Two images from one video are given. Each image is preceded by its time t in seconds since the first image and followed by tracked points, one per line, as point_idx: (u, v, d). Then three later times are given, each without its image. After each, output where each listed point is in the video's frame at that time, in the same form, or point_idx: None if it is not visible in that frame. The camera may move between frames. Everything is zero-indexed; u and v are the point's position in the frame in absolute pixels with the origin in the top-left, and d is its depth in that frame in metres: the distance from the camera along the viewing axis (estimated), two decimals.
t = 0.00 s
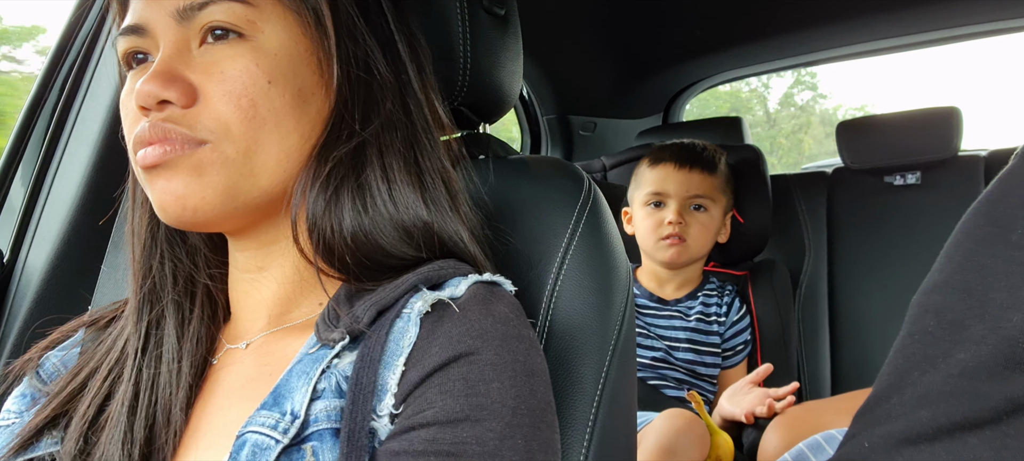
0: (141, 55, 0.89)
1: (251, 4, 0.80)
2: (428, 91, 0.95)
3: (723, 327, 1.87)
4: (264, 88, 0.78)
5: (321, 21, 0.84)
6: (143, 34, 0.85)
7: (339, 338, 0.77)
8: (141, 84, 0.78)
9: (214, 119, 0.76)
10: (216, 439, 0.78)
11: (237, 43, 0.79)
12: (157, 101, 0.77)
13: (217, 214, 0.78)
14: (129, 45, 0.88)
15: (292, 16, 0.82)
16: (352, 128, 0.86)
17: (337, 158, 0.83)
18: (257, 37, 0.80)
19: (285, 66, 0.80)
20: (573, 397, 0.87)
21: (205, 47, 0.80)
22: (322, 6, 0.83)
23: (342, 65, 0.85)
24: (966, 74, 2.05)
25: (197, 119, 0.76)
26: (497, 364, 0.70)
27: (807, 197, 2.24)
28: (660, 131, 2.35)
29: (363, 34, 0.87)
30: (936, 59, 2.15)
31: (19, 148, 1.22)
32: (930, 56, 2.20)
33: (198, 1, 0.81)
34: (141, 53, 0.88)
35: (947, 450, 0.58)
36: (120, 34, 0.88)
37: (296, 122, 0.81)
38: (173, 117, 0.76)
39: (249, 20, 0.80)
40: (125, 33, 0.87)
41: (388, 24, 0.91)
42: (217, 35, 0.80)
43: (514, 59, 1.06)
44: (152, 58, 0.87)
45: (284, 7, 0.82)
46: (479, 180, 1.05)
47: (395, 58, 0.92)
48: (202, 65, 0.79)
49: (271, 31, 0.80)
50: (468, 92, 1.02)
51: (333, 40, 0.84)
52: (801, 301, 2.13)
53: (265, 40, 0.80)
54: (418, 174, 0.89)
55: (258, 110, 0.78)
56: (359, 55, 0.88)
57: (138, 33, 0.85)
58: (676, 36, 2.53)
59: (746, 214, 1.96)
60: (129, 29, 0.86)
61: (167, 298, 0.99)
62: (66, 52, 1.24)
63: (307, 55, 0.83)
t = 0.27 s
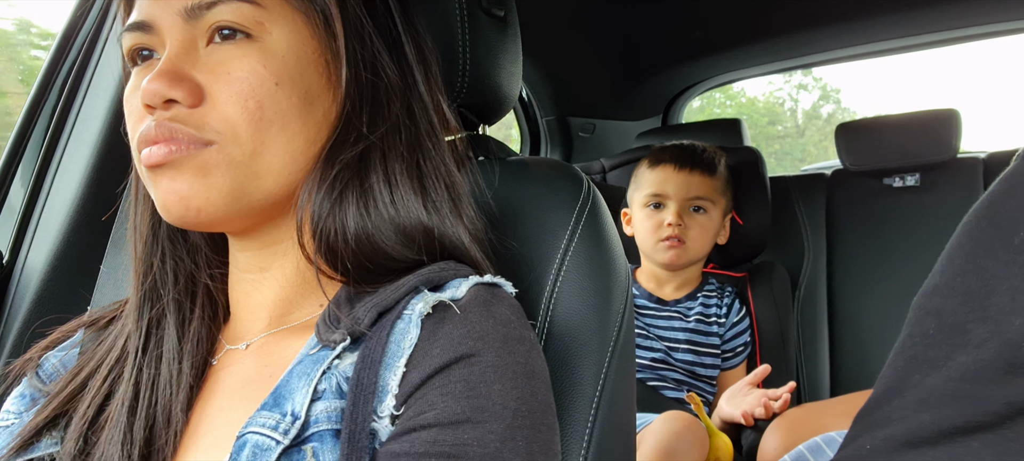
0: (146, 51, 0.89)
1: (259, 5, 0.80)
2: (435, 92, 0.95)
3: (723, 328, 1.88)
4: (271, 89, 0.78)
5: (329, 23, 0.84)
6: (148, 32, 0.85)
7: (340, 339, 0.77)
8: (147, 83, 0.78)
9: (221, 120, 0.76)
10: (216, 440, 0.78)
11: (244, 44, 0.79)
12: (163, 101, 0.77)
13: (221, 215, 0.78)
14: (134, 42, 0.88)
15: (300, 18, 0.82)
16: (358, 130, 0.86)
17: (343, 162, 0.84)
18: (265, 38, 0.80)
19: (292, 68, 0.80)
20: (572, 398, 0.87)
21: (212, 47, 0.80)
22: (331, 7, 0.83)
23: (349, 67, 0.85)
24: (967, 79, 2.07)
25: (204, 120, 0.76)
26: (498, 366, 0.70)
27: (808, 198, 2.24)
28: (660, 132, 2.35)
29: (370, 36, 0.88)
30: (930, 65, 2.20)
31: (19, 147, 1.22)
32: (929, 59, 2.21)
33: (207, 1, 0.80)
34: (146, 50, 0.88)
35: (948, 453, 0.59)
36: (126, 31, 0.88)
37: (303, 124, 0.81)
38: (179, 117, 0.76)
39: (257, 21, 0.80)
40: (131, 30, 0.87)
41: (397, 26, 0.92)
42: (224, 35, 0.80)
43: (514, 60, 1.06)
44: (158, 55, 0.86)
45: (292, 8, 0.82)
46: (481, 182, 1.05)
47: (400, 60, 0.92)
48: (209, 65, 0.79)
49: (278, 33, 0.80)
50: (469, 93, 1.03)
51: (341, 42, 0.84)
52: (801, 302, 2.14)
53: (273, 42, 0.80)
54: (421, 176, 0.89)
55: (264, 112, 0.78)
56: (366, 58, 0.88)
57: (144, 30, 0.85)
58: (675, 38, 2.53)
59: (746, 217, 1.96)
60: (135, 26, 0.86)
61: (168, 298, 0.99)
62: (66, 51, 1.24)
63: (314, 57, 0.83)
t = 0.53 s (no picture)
0: (147, 51, 0.89)
1: (261, 7, 0.80)
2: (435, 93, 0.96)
3: (723, 328, 1.88)
4: (274, 91, 0.78)
5: (331, 25, 0.84)
6: (150, 32, 0.85)
7: (341, 341, 0.77)
8: (149, 84, 0.77)
9: (224, 122, 0.76)
10: (217, 441, 0.78)
11: (247, 45, 0.79)
12: (165, 101, 0.77)
13: (222, 216, 0.78)
14: (136, 42, 0.87)
15: (303, 19, 0.82)
16: (360, 132, 0.86)
17: (345, 164, 0.84)
18: (267, 40, 0.80)
19: (295, 70, 0.80)
20: (572, 399, 0.87)
21: (214, 48, 0.80)
22: (334, 9, 0.84)
23: (352, 69, 0.85)
24: (967, 79, 2.07)
25: (206, 121, 0.76)
26: (499, 367, 0.70)
27: (807, 199, 2.24)
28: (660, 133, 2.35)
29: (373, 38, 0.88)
30: (930, 66, 2.20)
31: (18, 149, 1.22)
32: (928, 59, 2.21)
33: (209, 1, 0.80)
34: (147, 51, 0.88)
35: (950, 453, 0.59)
36: (127, 31, 0.88)
37: (305, 126, 0.81)
38: (182, 118, 0.76)
39: (260, 22, 0.80)
40: (133, 30, 0.87)
41: (398, 27, 0.92)
42: (227, 36, 0.80)
43: (514, 61, 1.06)
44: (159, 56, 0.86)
45: (295, 10, 0.82)
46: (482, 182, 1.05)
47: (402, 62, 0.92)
48: (211, 66, 0.79)
49: (281, 35, 0.80)
50: (469, 94, 1.03)
51: (343, 44, 0.84)
52: (801, 303, 2.14)
53: (275, 43, 0.80)
54: (422, 178, 0.89)
55: (267, 113, 0.77)
56: (368, 60, 0.88)
57: (146, 30, 0.85)
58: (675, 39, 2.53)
59: (746, 217, 1.96)
60: (137, 27, 0.86)
61: (169, 298, 0.99)
62: (65, 52, 1.24)
63: (317, 59, 0.82)
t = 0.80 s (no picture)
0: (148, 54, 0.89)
1: (264, 9, 0.80)
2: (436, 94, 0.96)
3: (722, 323, 1.89)
4: (276, 93, 0.78)
5: (333, 27, 0.84)
6: (152, 34, 0.84)
7: (342, 343, 0.77)
8: (151, 85, 0.77)
9: (226, 124, 0.76)
10: (218, 443, 0.78)
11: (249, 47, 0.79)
12: (167, 103, 0.77)
13: (224, 218, 0.78)
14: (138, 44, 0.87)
15: (305, 22, 0.82)
16: (362, 134, 0.86)
17: (347, 166, 0.84)
18: (269, 42, 0.80)
19: (297, 72, 0.80)
20: (573, 401, 0.87)
21: (216, 50, 0.80)
22: (336, 12, 0.84)
23: (353, 71, 0.85)
24: (967, 80, 2.06)
25: (208, 123, 0.76)
26: (500, 369, 0.70)
27: (808, 200, 2.24)
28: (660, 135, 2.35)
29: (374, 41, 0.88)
30: (932, 67, 2.18)
31: (19, 152, 1.22)
32: (929, 60, 2.21)
33: (211, 4, 0.80)
34: (149, 53, 0.88)
35: (953, 455, 0.58)
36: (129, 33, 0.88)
37: (306, 128, 0.81)
38: (183, 120, 0.76)
39: (262, 25, 0.80)
40: (134, 32, 0.87)
41: (399, 30, 0.92)
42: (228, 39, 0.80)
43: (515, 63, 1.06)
44: (161, 59, 0.86)
45: (297, 13, 0.82)
46: (483, 184, 1.05)
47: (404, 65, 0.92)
48: (213, 68, 0.79)
49: (283, 37, 0.80)
50: (469, 96, 1.03)
51: (345, 46, 0.84)
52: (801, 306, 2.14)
53: (277, 46, 0.80)
54: (423, 180, 0.89)
55: (268, 115, 0.77)
56: (370, 62, 0.88)
57: (147, 32, 0.85)
58: (675, 41, 2.53)
59: (746, 218, 1.97)
60: (139, 29, 0.85)
61: (170, 300, 0.99)
62: (66, 55, 1.24)
63: (319, 61, 0.82)
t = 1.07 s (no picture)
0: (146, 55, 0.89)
1: (260, 8, 0.80)
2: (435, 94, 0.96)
3: (720, 315, 1.87)
4: (274, 92, 0.78)
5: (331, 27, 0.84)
6: (150, 34, 0.85)
7: (341, 342, 0.77)
8: (149, 86, 0.77)
9: (223, 124, 0.76)
10: (217, 442, 0.78)
11: (246, 47, 0.79)
12: (165, 103, 0.77)
13: (222, 219, 0.78)
14: (137, 45, 0.87)
15: (303, 22, 0.82)
16: (360, 133, 0.86)
17: (343, 164, 0.84)
18: (267, 42, 0.80)
19: (294, 71, 0.80)
20: (573, 400, 0.87)
21: (213, 50, 0.80)
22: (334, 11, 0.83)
23: (352, 71, 0.85)
24: (968, 79, 2.07)
25: (206, 123, 0.76)
26: (499, 368, 0.70)
27: (807, 199, 2.24)
28: (660, 133, 2.35)
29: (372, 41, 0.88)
30: (929, 65, 2.19)
31: (19, 151, 1.22)
32: (928, 59, 2.21)
33: (208, 4, 0.80)
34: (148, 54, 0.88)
35: (953, 454, 0.59)
36: (127, 35, 0.88)
37: (304, 128, 0.81)
38: (182, 120, 0.76)
39: (259, 24, 0.80)
40: (133, 33, 0.87)
41: (398, 30, 0.92)
42: (225, 39, 0.80)
43: (515, 61, 1.06)
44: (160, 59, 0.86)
45: (295, 13, 0.81)
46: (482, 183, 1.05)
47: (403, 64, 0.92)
48: (211, 68, 0.79)
49: (280, 36, 0.80)
50: (468, 95, 1.03)
51: (343, 46, 0.84)
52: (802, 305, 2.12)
53: (275, 45, 0.80)
54: (422, 179, 0.89)
55: (266, 115, 0.77)
56: (368, 61, 0.88)
57: (146, 33, 0.85)
58: (675, 40, 2.53)
59: (746, 217, 1.97)
60: (137, 29, 0.86)
61: (170, 299, 0.99)
62: (66, 54, 1.24)
63: (317, 61, 0.82)
